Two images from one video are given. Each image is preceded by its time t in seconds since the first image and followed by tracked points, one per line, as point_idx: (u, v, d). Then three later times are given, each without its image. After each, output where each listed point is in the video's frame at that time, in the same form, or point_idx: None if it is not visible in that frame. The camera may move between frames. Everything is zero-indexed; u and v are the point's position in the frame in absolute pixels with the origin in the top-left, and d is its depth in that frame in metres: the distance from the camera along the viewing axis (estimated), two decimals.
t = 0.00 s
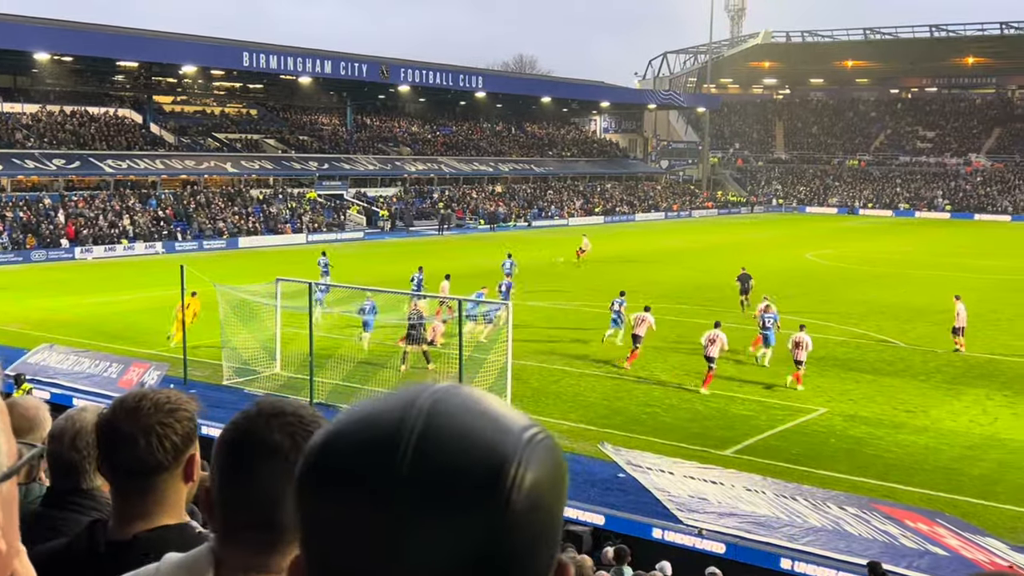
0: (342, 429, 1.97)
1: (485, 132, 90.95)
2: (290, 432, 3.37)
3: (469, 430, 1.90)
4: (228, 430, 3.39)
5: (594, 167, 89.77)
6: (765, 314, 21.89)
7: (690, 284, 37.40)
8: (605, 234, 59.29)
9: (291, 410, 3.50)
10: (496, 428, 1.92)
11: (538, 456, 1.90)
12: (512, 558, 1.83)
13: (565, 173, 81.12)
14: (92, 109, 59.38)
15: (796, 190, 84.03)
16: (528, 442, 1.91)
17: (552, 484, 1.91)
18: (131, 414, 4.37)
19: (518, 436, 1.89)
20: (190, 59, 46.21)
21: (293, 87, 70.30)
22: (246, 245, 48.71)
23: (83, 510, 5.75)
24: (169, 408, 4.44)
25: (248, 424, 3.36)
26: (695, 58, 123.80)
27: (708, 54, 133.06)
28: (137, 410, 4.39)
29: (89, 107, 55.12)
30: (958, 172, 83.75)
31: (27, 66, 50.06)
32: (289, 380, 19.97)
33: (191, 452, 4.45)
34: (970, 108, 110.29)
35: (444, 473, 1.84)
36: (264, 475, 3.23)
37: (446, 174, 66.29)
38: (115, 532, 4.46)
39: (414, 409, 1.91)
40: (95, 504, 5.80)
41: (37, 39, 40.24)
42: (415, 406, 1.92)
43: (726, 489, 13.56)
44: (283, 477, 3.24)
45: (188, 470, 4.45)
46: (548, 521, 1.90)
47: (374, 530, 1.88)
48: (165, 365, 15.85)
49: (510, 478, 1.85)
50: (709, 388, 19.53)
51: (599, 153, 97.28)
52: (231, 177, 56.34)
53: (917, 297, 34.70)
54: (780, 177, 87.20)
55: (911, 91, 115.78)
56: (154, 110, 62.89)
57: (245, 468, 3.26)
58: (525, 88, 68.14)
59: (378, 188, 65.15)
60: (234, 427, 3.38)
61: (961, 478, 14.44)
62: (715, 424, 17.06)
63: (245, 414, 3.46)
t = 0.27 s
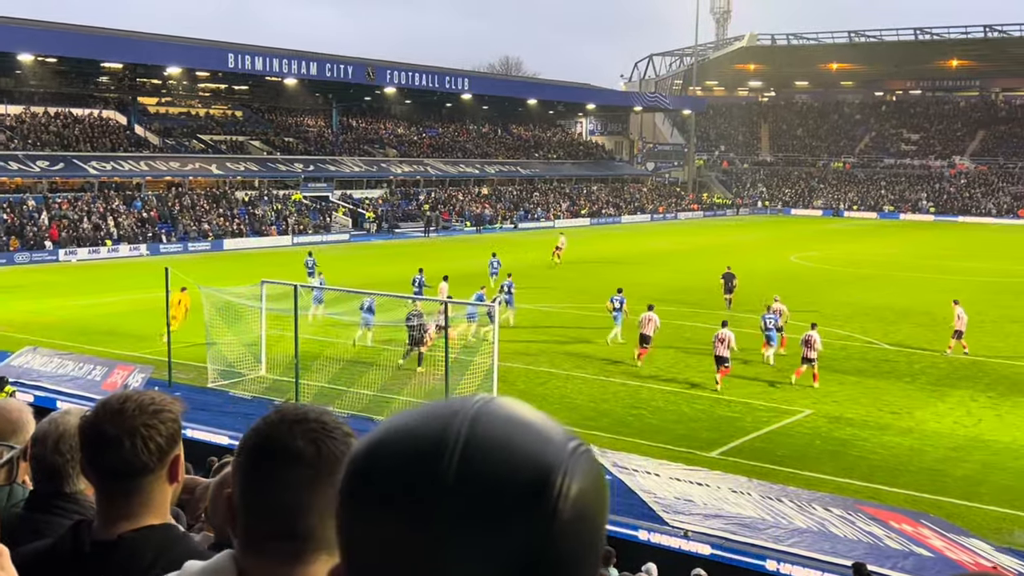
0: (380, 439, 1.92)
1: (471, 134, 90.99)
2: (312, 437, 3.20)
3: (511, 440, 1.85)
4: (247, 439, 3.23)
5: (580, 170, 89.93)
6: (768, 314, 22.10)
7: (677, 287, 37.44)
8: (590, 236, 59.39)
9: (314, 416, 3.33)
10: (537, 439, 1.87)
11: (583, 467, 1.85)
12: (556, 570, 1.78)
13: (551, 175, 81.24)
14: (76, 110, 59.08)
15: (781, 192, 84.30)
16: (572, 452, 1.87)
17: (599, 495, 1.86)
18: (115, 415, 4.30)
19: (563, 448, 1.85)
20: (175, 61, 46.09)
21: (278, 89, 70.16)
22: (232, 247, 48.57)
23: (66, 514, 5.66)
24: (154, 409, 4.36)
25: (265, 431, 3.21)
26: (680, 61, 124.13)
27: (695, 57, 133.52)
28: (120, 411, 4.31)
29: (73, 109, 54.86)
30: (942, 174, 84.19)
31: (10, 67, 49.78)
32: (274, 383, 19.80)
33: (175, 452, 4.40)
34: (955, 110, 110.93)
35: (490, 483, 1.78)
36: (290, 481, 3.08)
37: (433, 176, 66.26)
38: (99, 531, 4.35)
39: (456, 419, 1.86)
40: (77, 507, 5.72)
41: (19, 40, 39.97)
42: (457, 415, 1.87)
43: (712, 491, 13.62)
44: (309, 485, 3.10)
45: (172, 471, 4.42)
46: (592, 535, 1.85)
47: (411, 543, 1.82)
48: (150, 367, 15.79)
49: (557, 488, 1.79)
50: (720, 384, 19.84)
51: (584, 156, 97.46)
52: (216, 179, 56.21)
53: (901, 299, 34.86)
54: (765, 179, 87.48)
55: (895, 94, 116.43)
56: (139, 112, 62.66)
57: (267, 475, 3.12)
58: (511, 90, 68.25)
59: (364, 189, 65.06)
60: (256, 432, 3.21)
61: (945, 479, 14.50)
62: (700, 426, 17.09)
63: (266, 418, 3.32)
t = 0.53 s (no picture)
0: (418, 444, 2.05)
1: (456, 135, 90.99)
2: (353, 445, 3.32)
3: (544, 445, 1.97)
4: (287, 443, 3.33)
5: (565, 171, 90.06)
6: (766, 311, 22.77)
7: (662, 288, 37.52)
8: (574, 238, 59.47)
9: (353, 424, 3.43)
10: (568, 444, 1.99)
11: (613, 470, 1.98)
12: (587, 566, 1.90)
13: (536, 176, 81.36)
14: (58, 111, 58.70)
15: (765, 194, 84.63)
16: (604, 455, 1.99)
17: (626, 496, 1.99)
18: (104, 414, 4.36)
19: (594, 452, 1.98)
20: (158, 62, 45.91)
21: (262, 90, 69.97)
22: (216, 248, 48.39)
23: (48, 516, 5.61)
24: (143, 409, 4.43)
25: (307, 436, 3.32)
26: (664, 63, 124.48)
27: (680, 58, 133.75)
28: (109, 410, 4.37)
29: (55, 110, 54.51)
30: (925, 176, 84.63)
31: None
32: (259, 385, 19.69)
33: (162, 453, 4.46)
34: (938, 112, 111.56)
35: (524, 484, 1.90)
36: (331, 489, 3.20)
37: (417, 177, 66.19)
38: (83, 531, 4.34)
39: (489, 424, 1.99)
40: (59, 509, 5.68)
41: None
42: (492, 423, 2.00)
43: (697, 491, 13.66)
44: (350, 494, 3.21)
45: (160, 472, 4.48)
46: (620, 534, 1.97)
47: (450, 545, 1.94)
48: (133, 369, 15.72)
49: (589, 489, 1.92)
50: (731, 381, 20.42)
51: (569, 158, 97.65)
52: (200, 180, 56.07)
53: (885, 300, 35.04)
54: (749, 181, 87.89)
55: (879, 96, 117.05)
56: (122, 113, 62.33)
57: (306, 483, 3.22)
58: (496, 91, 68.27)
59: (349, 191, 64.93)
60: (295, 438, 3.34)
61: (929, 480, 14.57)
62: (685, 426, 17.15)
63: (309, 423, 3.43)
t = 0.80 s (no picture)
0: (422, 443, 2.06)
1: (439, 135, 90.96)
2: (353, 445, 3.28)
3: (546, 445, 1.99)
4: (285, 445, 3.29)
5: (548, 172, 90.22)
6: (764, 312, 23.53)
7: (645, 288, 37.60)
8: (556, 238, 59.62)
9: (355, 421, 3.40)
10: (569, 448, 2.01)
11: (615, 473, 2.00)
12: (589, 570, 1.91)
13: (519, 177, 81.48)
14: (38, 111, 58.28)
15: (747, 195, 85.00)
16: (604, 457, 2.01)
17: (627, 498, 2.02)
18: (81, 417, 4.33)
19: (597, 455, 2.00)
20: (140, 62, 45.72)
21: (244, 90, 69.74)
22: (198, 249, 48.19)
23: (26, 519, 5.56)
24: (121, 410, 4.40)
25: (306, 436, 3.28)
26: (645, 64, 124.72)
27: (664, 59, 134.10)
28: (87, 411, 4.34)
29: (34, 110, 54.15)
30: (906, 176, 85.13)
31: None
32: (241, 386, 19.62)
33: (141, 455, 4.43)
34: (920, 113, 112.28)
35: (526, 487, 1.91)
36: (328, 489, 3.16)
37: (400, 178, 66.18)
38: (60, 534, 4.33)
39: (493, 426, 2.00)
40: (37, 512, 5.62)
41: None
42: (494, 427, 2.00)
43: (679, 491, 13.72)
44: (348, 494, 3.17)
45: (138, 474, 4.44)
46: (620, 538, 1.98)
47: (449, 547, 1.94)
48: (114, 371, 15.65)
49: (590, 493, 1.93)
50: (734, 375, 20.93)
51: (552, 158, 97.84)
52: (181, 181, 55.83)
53: (865, 300, 35.26)
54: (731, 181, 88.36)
55: (861, 97, 117.82)
56: (103, 113, 61.98)
57: (304, 482, 3.20)
58: (479, 92, 68.27)
59: (331, 191, 64.82)
60: (295, 436, 3.30)
61: (909, 479, 14.66)
62: (667, 426, 17.19)
63: (308, 421, 3.39)
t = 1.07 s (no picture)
0: (407, 442, 2.10)
1: (422, 135, 90.78)
2: (318, 441, 3.23)
3: (531, 449, 2.03)
4: (251, 439, 3.26)
5: (531, 172, 90.12)
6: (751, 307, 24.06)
7: (629, 288, 37.67)
8: (538, 238, 59.56)
9: (322, 418, 3.36)
10: (553, 447, 2.05)
11: (596, 474, 2.04)
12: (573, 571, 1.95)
13: (502, 177, 81.35)
14: (17, 110, 57.69)
15: (730, 195, 85.21)
16: (584, 460, 2.05)
17: (611, 501, 2.06)
18: (62, 416, 4.26)
19: (580, 455, 2.04)
20: (121, 61, 45.38)
21: (225, 89, 69.36)
22: (179, 249, 47.90)
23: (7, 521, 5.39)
24: (101, 411, 4.32)
25: (273, 428, 3.25)
26: (629, 63, 124.74)
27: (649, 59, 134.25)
28: (66, 413, 4.28)
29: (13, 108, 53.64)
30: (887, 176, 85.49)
31: None
32: (223, 386, 19.57)
33: (122, 458, 4.38)
34: (902, 113, 112.89)
35: (511, 488, 1.95)
36: (294, 484, 3.13)
37: (383, 178, 66.02)
38: (41, 536, 4.32)
39: (475, 426, 2.05)
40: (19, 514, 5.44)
41: None
42: (475, 432, 2.04)
43: (663, 491, 13.75)
44: (313, 487, 3.14)
45: (119, 476, 4.39)
46: (604, 538, 2.02)
47: (436, 550, 1.98)
48: (95, 371, 15.56)
49: (573, 495, 1.97)
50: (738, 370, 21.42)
51: (535, 157, 97.71)
52: (162, 180, 55.38)
53: (847, 300, 35.43)
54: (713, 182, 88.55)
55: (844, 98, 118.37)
56: (83, 112, 61.49)
57: (271, 474, 3.17)
58: (461, 91, 68.08)
59: (314, 191, 64.57)
60: (264, 432, 3.26)
61: (891, 477, 14.75)
62: (651, 426, 17.21)
63: (278, 416, 3.36)
